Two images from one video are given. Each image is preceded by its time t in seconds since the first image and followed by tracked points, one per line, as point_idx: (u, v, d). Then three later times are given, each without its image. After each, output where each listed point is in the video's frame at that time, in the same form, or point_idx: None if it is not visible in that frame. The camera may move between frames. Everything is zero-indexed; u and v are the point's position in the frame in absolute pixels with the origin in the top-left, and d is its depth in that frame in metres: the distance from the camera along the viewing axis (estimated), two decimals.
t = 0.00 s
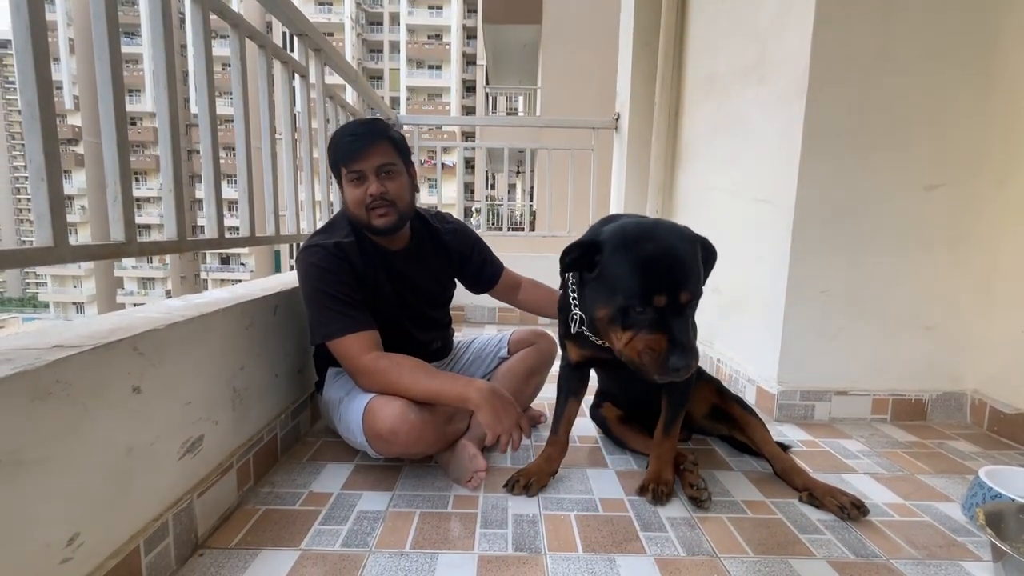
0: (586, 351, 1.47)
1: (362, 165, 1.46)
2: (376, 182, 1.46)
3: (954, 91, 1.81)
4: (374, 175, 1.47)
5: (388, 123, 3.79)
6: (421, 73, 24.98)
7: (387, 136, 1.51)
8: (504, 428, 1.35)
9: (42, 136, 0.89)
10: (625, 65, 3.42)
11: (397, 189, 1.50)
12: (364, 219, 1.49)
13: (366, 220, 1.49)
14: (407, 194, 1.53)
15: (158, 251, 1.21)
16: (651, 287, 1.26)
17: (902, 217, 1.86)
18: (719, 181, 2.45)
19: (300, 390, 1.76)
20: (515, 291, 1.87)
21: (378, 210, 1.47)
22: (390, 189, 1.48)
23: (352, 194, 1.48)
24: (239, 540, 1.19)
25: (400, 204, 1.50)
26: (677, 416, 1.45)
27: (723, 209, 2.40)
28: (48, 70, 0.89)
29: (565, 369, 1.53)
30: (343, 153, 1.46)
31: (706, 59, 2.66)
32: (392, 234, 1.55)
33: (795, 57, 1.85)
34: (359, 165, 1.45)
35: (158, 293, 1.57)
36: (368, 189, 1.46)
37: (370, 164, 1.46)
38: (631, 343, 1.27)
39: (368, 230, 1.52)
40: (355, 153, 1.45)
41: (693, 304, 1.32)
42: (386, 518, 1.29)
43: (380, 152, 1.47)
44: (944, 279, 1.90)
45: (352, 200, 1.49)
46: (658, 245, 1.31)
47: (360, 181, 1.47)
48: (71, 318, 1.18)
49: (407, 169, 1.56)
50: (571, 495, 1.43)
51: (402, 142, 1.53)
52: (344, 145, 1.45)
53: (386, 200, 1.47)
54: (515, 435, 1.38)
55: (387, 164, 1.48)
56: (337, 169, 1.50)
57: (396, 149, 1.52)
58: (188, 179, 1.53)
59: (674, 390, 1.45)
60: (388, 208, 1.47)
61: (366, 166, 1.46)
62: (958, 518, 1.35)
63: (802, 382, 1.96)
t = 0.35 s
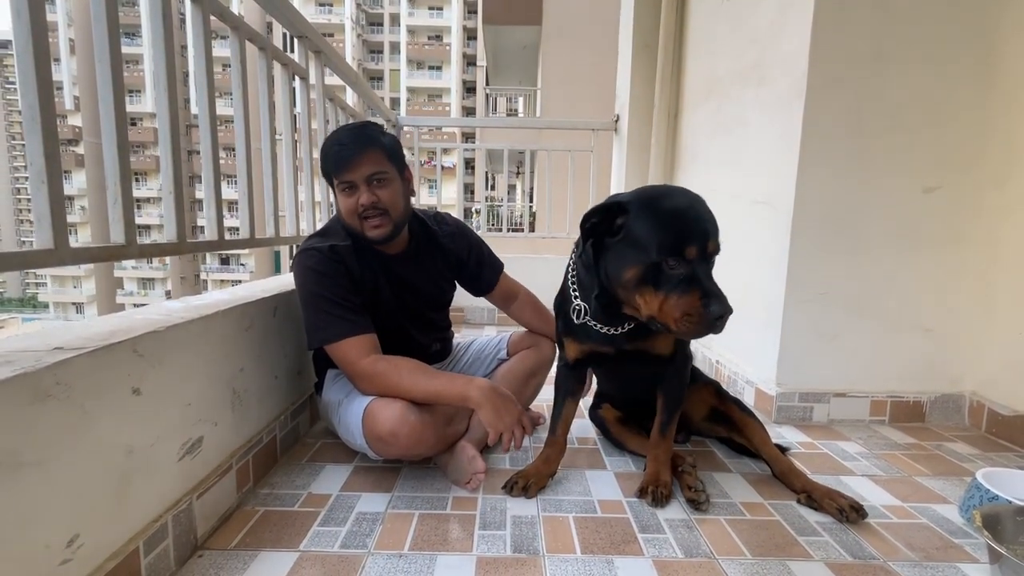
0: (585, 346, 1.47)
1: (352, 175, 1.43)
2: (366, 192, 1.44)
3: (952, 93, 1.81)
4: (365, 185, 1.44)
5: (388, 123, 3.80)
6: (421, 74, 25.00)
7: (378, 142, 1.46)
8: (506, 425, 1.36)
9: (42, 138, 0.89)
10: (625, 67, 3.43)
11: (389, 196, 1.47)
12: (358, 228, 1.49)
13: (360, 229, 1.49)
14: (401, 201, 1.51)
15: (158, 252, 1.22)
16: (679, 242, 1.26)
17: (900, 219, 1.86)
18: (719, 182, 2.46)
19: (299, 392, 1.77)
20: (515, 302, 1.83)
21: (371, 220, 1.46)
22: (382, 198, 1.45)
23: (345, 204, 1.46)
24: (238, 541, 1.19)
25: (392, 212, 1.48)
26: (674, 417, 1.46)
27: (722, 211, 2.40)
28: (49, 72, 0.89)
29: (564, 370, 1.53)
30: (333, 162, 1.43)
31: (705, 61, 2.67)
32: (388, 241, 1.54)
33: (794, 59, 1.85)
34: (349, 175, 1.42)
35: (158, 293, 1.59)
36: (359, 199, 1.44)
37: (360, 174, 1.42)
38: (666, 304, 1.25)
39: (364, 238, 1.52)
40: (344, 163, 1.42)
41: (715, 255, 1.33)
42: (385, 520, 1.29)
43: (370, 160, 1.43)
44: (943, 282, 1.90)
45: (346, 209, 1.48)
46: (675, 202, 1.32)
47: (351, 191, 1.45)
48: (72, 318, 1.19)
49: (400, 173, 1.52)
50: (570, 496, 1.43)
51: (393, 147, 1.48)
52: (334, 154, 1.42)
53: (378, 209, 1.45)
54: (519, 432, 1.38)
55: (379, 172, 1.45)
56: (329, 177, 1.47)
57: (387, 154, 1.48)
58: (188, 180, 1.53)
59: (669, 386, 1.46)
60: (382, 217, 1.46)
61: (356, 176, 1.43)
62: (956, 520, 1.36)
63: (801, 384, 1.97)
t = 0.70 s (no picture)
0: (591, 344, 1.48)
1: (352, 183, 1.43)
2: (366, 199, 1.44)
3: (952, 95, 1.81)
4: (364, 191, 1.44)
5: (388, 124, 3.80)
6: (421, 74, 25.03)
7: (379, 147, 1.46)
8: (505, 427, 1.36)
9: (44, 139, 0.89)
10: (625, 68, 3.43)
11: (389, 202, 1.47)
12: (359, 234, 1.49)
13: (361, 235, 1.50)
14: (401, 206, 1.51)
15: (158, 253, 1.22)
16: (650, 220, 1.29)
17: (899, 221, 1.87)
18: (718, 183, 2.46)
19: (299, 392, 1.77)
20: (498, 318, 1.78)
21: (371, 226, 1.47)
22: (382, 204, 1.46)
23: (345, 211, 1.47)
24: (238, 541, 1.19)
25: (393, 218, 1.48)
26: (673, 418, 1.47)
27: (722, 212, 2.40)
28: (51, 74, 0.89)
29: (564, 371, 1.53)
30: (332, 169, 1.43)
31: (705, 62, 2.67)
32: (389, 246, 1.54)
33: (794, 60, 1.85)
34: (349, 182, 1.43)
35: (158, 294, 1.59)
36: (359, 206, 1.45)
37: (360, 181, 1.43)
38: (631, 277, 1.29)
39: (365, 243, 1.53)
40: (344, 169, 1.41)
41: (695, 240, 1.34)
42: (385, 520, 1.29)
43: (369, 168, 1.43)
44: (942, 283, 1.90)
45: (346, 216, 1.48)
46: (662, 185, 1.34)
47: (351, 198, 1.45)
48: (75, 317, 1.20)
49: (399, 177, 1.52)
50: (570, 497, 1.43)
51: (393, 153, 1.48)
52: (333, 162, 1.42)
53: (378, 216, 1.45)
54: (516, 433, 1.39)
55: (378, 179, 1.45)
56: (328, 184, 1.47)
57: (387, 160, 1.48)
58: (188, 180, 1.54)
59: (669, 388, 1.47)
60: (381, 223, 1.47)
61: (355, 183, 1.43)
62: (955, 521, 1.36)
63: (800, 386, 1.97)
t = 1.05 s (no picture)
0: (592, 348, 1.48)
1: (353, 184, 1.43)
2: (367, 200, 1.45)
3: (954, 96, 1.81)
4: (366, 193, 1.45)
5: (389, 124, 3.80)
6: (422, 75, 25.04)
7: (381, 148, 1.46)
8: (506, 428, 1.36)
9: (46, 139, 0.89)
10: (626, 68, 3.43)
11: (391, 203, 1.48)
12: (359, 234, 1.49)
13: (361, 236, 1.50)
14: (402, 207, 1.51)
15: (159, 253, 1.22)
16: (602, 241, 1.32)
17: (901, 222, 1.86)
18: (719, 183, 2.46)
19: (300, 392, 1.77)
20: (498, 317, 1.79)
21: (372, 227, 1.47)
22: (383, 205, 1.46)
23: (345, 212, 1.47)
24: (239, 541, 1.19)
25: (394, 219, 1.48)
26: (675, 419, 1.47)
27: (723, 212, 2.40)
28: (53, 74, 0.90)
29: (566, 371, 1.52)
30: (334, 170, 1.42)
31: (707, 62, 2.67)
32: (389, 247, 1.54)
33: (795, 61, 1.85)
34: (351, 183, 1.43)
35: (158, 294, 1.60)
36: (360, 207, 1.45)
37: (361, 182, 1.43)
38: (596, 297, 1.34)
39: (364, 243, 1.53)
40: (346, 170, 1.41)
41: (654, 263, 1.31)
42: (386, 520, 1.29)
43: (371, 169, 1.44)
44: (943, 284, 1.90)
45: (347, 216, 1.48)
46: (624, 201, 1.32)
47: (352, 199, 1.45)
48: (76, 317, 1.20)
49: (400, 178, 1.53)
50: (570, 498, 1.43)
51: (394, 154, 1.49)
52: (335, 162, 1.42)
53: (380, 217, 1.46)
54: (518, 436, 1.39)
55: (380, 180, 1.46)
56: (330, 184, 1.46)
57: (389, 161, 1.48)
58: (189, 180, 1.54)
59: (672, 389, 1.46)
60: (383, 224, 1.47)
61: (356, 184, 1.43)
62: (956, 523, 1.36)
63: (801, 386, 1.97)
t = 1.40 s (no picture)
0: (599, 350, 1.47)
1: (384, 181, 1.44)
2: (398, 196, 1.47)
3: (956, 97, 1.81)
4: (396, 189, 1.47)
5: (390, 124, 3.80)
6: (423, 75, 25.05)
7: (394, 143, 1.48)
8: (506, 431, 1.35)
9: (48, 138, 0.89)
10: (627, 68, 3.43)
11: (411, 201, 1.53)
12: (381, 231, 1.49)
13: (383, 232, 1.49)
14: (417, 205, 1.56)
15: (161, 253, 1.22)
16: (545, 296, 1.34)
17: (901, 223, 1.86)
18: (720, 184, 2.46)
19: (300, 391, 1.77)
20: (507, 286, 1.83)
21: (399, 223, 1.48)
22: (409, 202, 1.50)
23: (369, 208, 1.44)
24: (239, 540, 1.19)
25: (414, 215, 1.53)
26: (678, 420, 1.47)
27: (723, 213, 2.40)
28: (55, 72, 0.89)
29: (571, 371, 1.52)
30: (359, 168, 1.41)
31: (708, 63, 2.67)
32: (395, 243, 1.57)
33: (797, 62, 1.85)
34: (382, 179, 1.43)
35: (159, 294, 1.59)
36: (392, 203, 1.45)
37: (393, 178, 1.45)
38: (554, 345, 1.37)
39: (380, 240, 1.52)
40: (374, 168, 1.41)
41: (590, 315, 1.28)
42: (386, 520, 1.29)
43: (399, 167, 1.47)
44: (944, 285, 1.90)
45: (371, 215, 1.46)
46: (560, 257, 1.31)
47: (381, 197, 1.44)
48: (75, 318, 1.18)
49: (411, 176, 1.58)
50: (571, 498, 1.43)
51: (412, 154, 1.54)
52: (360, 160, 1.41)
53: (408, 213, 1.49)
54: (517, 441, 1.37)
55: (405, 178, 1.49)
56: (349, 182, 1.44)
57: (406, 161, 1.52)
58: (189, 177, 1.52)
59: (676, 389, 1.46)
60: (408, 220, 1.50)
61: (388, 181, 1.44)
62: (956, 524, 1.36)
63: (801, 387, 1.97)
